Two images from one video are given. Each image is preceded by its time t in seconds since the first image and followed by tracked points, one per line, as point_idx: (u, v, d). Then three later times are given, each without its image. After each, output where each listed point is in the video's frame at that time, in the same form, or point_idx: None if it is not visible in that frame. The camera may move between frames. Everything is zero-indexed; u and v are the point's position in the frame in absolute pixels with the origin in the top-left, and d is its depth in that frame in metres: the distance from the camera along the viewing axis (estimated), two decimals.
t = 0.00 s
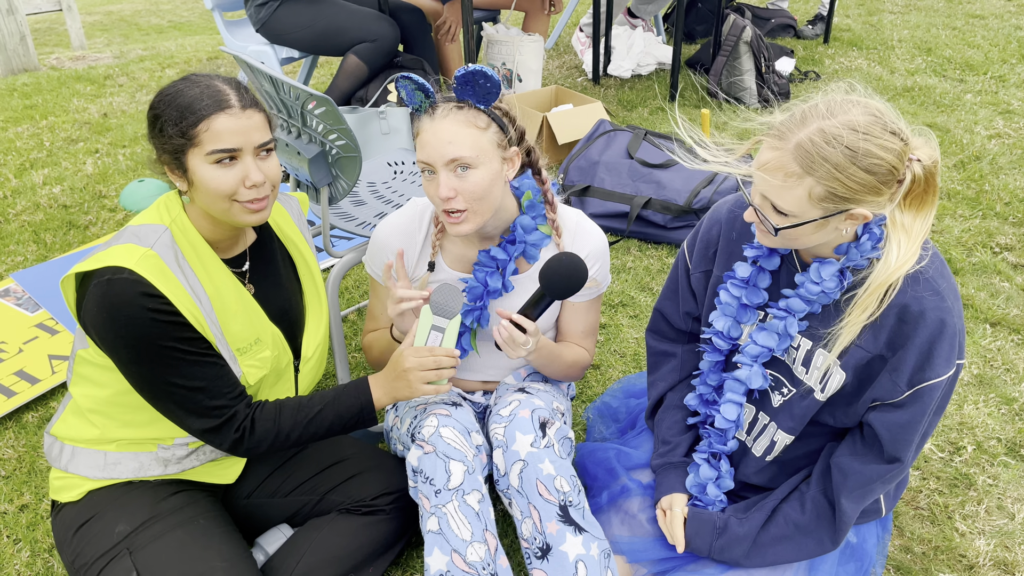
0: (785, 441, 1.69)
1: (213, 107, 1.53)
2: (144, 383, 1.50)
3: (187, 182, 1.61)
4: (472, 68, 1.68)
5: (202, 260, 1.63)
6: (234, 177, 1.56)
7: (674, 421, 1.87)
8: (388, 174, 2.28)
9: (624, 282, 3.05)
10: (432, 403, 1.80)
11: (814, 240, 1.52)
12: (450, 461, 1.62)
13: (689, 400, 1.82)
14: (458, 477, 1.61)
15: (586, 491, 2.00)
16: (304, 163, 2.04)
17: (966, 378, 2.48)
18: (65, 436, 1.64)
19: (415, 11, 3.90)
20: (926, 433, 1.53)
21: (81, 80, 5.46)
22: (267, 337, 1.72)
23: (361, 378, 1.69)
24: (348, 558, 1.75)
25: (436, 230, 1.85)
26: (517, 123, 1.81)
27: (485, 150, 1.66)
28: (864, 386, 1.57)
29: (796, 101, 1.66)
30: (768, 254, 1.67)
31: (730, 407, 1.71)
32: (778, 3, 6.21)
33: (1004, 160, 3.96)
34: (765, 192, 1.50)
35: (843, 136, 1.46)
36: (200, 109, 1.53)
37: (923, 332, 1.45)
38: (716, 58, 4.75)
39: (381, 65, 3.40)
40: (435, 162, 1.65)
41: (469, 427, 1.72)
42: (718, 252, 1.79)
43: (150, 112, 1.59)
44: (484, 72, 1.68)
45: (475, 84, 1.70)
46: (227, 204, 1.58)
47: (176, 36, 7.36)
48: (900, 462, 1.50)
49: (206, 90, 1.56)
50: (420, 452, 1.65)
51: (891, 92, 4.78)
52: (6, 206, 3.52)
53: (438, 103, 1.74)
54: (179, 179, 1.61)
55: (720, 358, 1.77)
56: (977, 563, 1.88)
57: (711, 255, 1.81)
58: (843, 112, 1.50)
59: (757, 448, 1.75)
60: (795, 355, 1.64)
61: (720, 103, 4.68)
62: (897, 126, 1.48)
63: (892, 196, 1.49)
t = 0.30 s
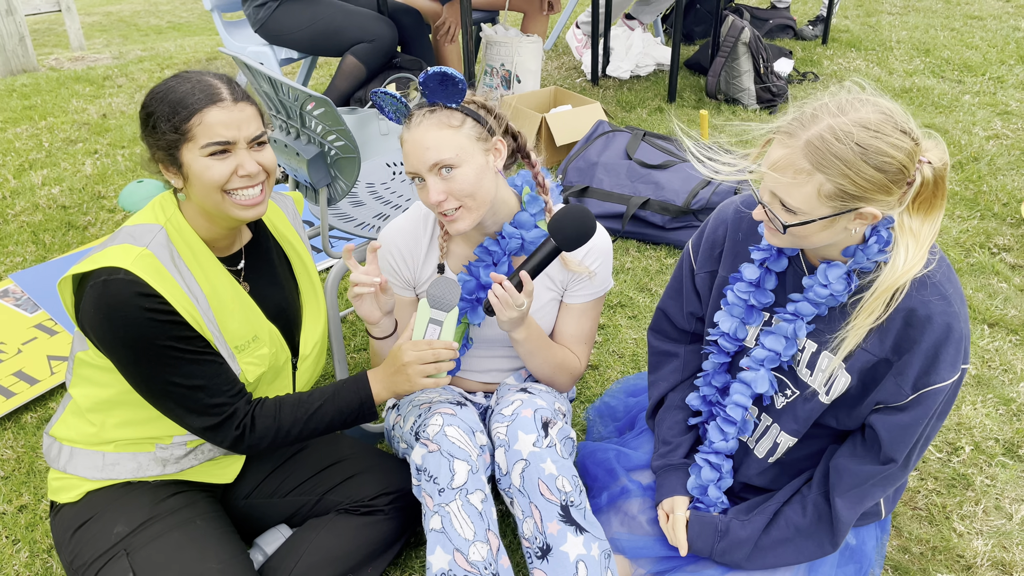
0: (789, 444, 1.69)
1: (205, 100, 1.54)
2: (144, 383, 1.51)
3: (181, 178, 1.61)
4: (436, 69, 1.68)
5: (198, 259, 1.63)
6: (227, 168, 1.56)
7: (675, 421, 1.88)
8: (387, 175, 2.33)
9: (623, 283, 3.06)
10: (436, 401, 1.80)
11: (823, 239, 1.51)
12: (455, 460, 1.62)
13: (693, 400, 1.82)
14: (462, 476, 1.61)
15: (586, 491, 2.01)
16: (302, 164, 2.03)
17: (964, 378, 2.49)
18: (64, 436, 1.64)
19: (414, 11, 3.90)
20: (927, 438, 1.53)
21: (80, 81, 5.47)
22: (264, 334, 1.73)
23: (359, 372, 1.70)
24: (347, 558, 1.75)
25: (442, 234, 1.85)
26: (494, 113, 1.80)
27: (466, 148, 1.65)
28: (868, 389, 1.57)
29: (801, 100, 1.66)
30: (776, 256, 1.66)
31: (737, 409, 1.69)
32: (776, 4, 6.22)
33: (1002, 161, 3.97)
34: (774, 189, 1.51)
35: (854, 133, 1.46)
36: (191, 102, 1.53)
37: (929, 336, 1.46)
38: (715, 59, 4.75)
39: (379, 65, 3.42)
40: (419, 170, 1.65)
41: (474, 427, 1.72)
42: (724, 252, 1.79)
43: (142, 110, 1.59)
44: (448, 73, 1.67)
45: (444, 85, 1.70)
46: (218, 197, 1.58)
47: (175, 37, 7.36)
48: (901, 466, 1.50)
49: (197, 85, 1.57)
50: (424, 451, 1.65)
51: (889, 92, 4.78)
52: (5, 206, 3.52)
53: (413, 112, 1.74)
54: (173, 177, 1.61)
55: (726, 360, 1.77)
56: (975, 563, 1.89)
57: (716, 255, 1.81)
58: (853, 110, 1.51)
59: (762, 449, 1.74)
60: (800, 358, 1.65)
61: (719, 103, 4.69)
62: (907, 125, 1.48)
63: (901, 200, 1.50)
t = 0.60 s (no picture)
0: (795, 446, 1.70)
1: (204, 95, 1.56)
2: (136, 377, 1.51)
3: (176, 172, 1.62)
4: (472, 73, 1.67)
5: (191, 256, 1.63)
6: (219, 163, 1.56)
7: (675, 421, 1.88)
8: (387, 176, 2.34)
9: (622, 284, 3.06)
10: (434, 403, 1.80)
11: (830, 241, 1.52)
12: (454, 461, 1.63)
13: (695, 401, 1.83)
14: (461, 477, 1.61)
15: (586, 492, 2.01)
16: (301, 165, 2.04)
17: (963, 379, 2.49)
18: (62, 437, 1.65)
19: (413, 13, 3.91)
20: (930, 440, 1.53)
21: (79, 82, 5.47)
22: (259, 332, 1.73)
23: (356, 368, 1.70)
24: (347, 558, 1.75)
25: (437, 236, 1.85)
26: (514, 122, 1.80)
27: (481, 155, 1.65)
28: (873, 391, 1.58)
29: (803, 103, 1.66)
30: (782, 257, 1.66)
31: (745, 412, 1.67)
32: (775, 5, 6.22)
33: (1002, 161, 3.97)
34: (782, 192, 1.51)
35: (861, 135, 1.47)
36: (191, 97, 1.55)
37: (935, 339, 1.46)
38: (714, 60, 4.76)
39: (378, 67, 3.43)
40: (430, 166, 1.65)
41: (472, 427, 1.73)
42: (729, 253, 1.79)
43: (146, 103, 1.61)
44: (483, 78, 1.67)
45: (475, 90, 1.69)
46: (208, 192, 1.58)
47: (175, 38, 7.36)
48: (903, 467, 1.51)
49: (199, 81, 1.59)
50: (423, 451, 1.66)
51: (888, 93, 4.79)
52: (5, 208, 3.52)
53: (435, 105, 1.73)
54: (170, 169, 1.62)
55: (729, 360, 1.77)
56: (973, 563, 1.89)
57: (721, 256, 1.82)
58: (859, 111, 1.51)
59: (767, 454, 1.76)
60: (804, 360, 1.65)
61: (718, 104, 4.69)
62: (914, 126, 1.49)
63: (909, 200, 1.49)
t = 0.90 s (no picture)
0: (805, 444, 1.68)
1: (212, 99, 1.55)
2: (137, 378, 1.51)
3: (182, 174, 1.61)
4: (542, 90, 1.66)
5: (194, 257, 1.64)
6: (228, 168, 1.57)
7: (676, 414, 1.88)
8: (387, 176, 2.44)
9: (624, 283, 3.05)
10: (433, 403, 1.79)
11: (846, 240, 1.51)
12: (452, 461, 1.63)
13: (700, 395, 1.83)
14: (460, 476, 1.62)
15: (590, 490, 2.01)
16: (303, 165, 2.04)
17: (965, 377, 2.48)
18: (63, 438, 1.65)
19: (414, 13, 3.91)
20: (930, 436, 1.53)
21: (81, 83, 5.48)
22: (260, 333, 1.73)
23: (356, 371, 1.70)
24: (348, 559, 1.75)
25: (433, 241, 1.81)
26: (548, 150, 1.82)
27: (521, 170, 1.68)
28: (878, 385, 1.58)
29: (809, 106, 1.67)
30: (792, 252, 1.66)
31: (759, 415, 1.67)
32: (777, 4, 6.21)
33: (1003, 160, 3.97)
34: (798, 191, 1.51)
35: (878, 133, 1.46)
36: (198, 101, 1.54)
37: (946, 335, 1.46)
38: (715, 59, 4.75)
39: (379, 66, 3.44)
40: (471, 164, 1.65)
41: (471, 427, 1.73)
42: (739, 248, 1.78)
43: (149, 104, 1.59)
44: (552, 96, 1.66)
45: (537, 106, 1.69)
46: (216, 195, 1.58)
47: (176, 39, 7.36)
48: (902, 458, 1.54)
49: (205, 84, 1.58)
50: (422, 452, 1.66)
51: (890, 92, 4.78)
52: (6, 209, 3.53)
53: (490, 108, 1.73)
54: (175, 171, 1.61)
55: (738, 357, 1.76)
56: (976, 562, 1.89)
57: (731, 251, 1.81)
58: (876, 110, 1.51)
59: (786, 457, 1.71)
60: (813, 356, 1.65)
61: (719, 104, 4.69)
62: (930, 123, 1.49)
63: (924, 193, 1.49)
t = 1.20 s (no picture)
0: (817, 439, 1.67)
1: (220, 101, 1.55)
2: (140, 379, 1.52)
3: (188, 176, 1.61)
4: (548, 93, 1.67)
5: (197, 257, 1.64)
6: (236, 171, 1.57)
7: (682, 410, 1.88)
8: (390, 174, 2.42)
9: (627, 281, 3.05)
10: (439, 400, 1.79)
11: (866, 234, 1.52)
12: (459, 458, 1.63)
13: (707, 390, 1.82)
14: (467, 474, 1.61)
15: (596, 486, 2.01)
16: (306, 162, 2.04)
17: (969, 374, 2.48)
18: (67, 436, 1.65)
19: (415, 11, 3.90)
20: (941, 432, 1.54)
21: (83, 82, 5.48)
22: (264, 334, 1.73)
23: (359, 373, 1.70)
24: (353, 556, 1.75)
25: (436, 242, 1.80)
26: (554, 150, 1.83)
27: (528, 173, 1.68)
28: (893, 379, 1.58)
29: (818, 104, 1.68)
30: (808, 248, 1.65)
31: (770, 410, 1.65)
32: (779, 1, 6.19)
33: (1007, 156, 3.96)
34: (819, 185, 1.50)
35: (902, 128, 1.46)
36: (205, 103, 1.54)
37: (964, 330, 1.46)
38: (717, 55, 4.74)
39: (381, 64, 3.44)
40: (477, 170, 1.65)
41: (478, 424, 1.72)
42: (752, 242, 1.78)
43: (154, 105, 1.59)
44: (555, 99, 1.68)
45: (544, 110, 1.70)
46: (223, 197, 1.58)
47: (177, 38, 7.36)
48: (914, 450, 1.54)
49: (212, 86, 1.57)
50: (428, 449, 1.66)
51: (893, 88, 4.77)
52: (9, 208, 3.53)
53: (494, 110, 1.72)
54: (181, 172, 1.61)
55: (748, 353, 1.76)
56: (980, 559, 1.88)
57: (743, 245, 1.80)
58: (899, 104, 1.50)
59: (797, 452, 1.70)
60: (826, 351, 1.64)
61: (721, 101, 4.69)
62: (951, 118, 1.50)
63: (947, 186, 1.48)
